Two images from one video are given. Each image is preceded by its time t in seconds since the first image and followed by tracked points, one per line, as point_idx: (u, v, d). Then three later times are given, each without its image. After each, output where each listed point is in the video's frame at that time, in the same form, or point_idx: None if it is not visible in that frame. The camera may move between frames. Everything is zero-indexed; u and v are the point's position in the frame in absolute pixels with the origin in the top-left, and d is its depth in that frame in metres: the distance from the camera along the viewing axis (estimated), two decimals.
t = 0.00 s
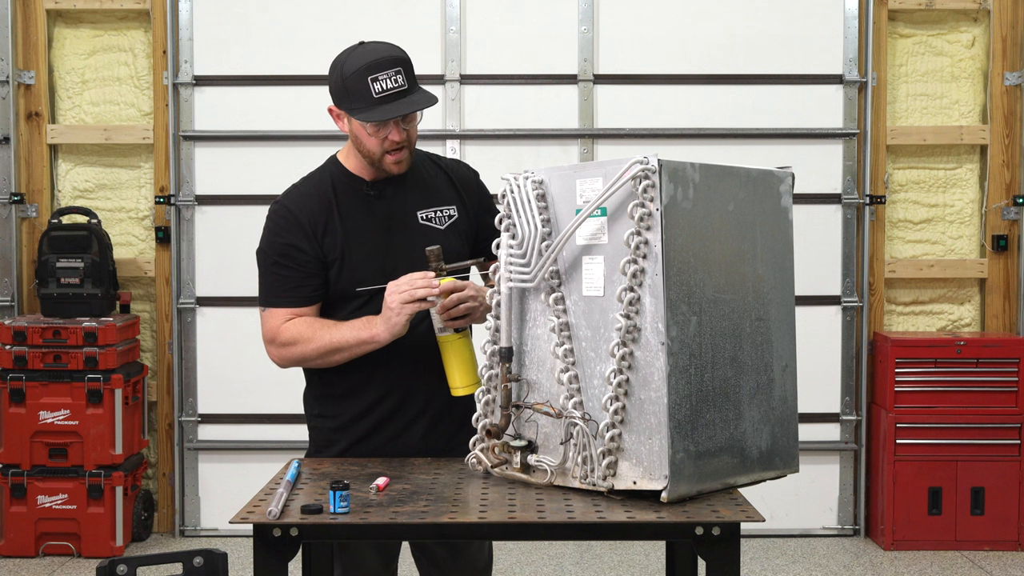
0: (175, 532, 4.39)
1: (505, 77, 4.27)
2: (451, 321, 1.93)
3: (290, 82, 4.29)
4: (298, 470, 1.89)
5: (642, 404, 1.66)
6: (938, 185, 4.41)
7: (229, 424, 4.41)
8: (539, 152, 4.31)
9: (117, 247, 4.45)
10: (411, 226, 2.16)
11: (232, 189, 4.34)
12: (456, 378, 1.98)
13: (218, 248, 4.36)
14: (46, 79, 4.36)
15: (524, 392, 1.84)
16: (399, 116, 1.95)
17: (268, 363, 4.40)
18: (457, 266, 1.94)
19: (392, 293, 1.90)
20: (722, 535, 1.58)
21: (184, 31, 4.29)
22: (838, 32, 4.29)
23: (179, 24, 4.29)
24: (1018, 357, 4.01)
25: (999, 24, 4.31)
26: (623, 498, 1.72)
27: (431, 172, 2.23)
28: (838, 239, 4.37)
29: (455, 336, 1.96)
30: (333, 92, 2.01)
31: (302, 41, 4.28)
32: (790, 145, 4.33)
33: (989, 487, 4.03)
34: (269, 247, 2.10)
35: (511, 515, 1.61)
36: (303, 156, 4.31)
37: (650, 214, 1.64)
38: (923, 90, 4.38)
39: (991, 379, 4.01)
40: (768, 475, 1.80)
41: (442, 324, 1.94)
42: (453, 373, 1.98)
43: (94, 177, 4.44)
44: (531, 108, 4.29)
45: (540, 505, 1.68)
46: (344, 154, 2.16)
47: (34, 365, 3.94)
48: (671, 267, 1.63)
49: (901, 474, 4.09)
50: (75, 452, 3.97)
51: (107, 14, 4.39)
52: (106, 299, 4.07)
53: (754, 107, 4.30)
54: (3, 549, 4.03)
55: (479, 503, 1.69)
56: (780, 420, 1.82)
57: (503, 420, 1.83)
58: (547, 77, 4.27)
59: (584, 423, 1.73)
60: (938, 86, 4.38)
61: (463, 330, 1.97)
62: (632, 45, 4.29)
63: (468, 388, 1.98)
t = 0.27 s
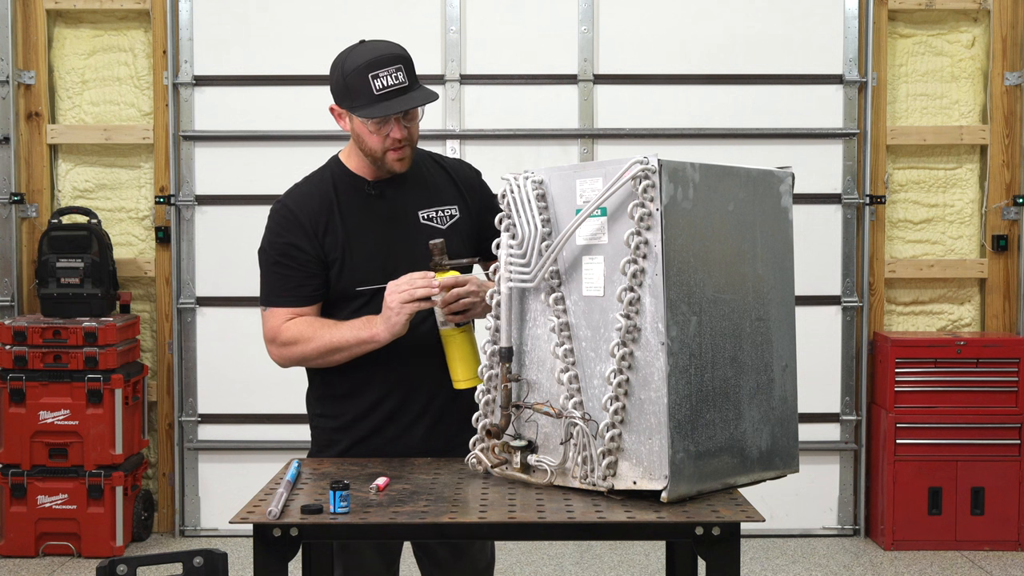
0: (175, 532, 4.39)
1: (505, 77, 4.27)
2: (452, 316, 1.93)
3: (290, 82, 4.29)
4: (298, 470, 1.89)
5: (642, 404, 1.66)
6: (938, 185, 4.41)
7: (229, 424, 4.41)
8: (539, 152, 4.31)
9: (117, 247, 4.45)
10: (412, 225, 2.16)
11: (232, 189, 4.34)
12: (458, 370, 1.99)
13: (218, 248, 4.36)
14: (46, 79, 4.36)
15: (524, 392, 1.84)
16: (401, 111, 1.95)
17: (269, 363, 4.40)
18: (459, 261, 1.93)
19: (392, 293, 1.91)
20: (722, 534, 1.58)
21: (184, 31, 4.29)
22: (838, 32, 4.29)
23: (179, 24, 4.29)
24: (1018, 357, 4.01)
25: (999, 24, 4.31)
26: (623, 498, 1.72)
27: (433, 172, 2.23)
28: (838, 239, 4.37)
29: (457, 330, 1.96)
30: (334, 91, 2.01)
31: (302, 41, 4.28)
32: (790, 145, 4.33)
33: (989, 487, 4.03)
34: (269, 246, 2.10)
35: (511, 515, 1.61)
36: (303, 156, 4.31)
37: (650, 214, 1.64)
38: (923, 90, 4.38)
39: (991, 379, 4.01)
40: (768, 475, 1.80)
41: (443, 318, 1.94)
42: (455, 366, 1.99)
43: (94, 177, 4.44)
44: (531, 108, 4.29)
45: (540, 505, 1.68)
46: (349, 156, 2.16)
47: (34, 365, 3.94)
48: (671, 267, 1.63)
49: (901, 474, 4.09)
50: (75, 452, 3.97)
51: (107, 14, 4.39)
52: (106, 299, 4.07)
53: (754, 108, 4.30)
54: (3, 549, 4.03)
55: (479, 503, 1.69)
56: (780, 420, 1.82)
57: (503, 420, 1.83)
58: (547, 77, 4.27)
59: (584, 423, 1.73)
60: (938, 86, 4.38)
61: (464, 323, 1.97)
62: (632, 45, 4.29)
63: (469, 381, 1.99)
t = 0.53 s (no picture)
0: (175, 532, 4.39)
1: (505, 76, 4.27)
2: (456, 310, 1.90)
3: (290, 82, 4.29)
4: (298, 470, 1.89)
5: (642, 404, 1.66)
6: (938, 185, 4.41)
7: (229, 424, 4.41)
8: (538, 152, 4.31)
9: (117, 247, 4.45)
10: (414, 225, 2.16)
11: (232, 189, 4.34)
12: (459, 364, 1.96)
13: (218, 248, 4.36)
14: (46, 79, 4.36)
15: (524, 392, 1.84)
16: (402, 108, 1.95)
17: (268, 363, 4.40)
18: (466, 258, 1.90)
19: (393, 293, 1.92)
20: (722, 535, 1.58)
21: (183, 31, 4.29)
22: (838, 32, 4.29)
23: (179, 24, 4.29)
24: (1018, 357, 4.01)
25: (999, 24, 4.31)
26: (623, 498, 1.72)
27: (435, 172, 2.23)
28: (838, 239, 4.37)
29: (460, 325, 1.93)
30: (335, 90, 2.01)
31: (302, 41, 4.28)
32: (790, 145, 4.33)
33: (989, 487, 4.03)
34: (271, 246, 2.11)
35: (511, 515, 1.61)
36: (304, 156, 4.31)
37: (650, 214, 1.64)
38: (923, 90, 4.38)
39: (991, 379, 4.01)
40: (768, 475, 1.80)
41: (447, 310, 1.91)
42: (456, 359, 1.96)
43: (94, 177, 4.44)
44: (531, 108, 4.29)
45: (540, 505, 1.68)
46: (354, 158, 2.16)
47: (34, 365, 3.94)
48: (671, 267, 1.63)
49: (901, 474, 4.09)
50: (75, 452, 3.97)
51: (107, 14, 4.39)
52: (106, 299, 4.07)
53: (754, 108, 4.30)
54: (3, 549, 4.03)
55: (479, 503, 1.69)
56: (780, 420, 1.82)
57: (503, 420, 1.83)
58: (547, 77, 4.27)
59: (584, 423, 1.73)
60: (938, 86, 4.38)
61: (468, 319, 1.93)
62: (632, 45, 4.29)
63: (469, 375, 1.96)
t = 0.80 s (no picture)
0: (175, 532, 4.39)
1: (504, 77, 4.27)
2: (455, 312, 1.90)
3: (290, 82, 4.29)
4: (298, 470, 1.89)
5: (642, 405, 1.66)
6: (938, 185, 4.41)
7: (229, 424, 4.41)
8: (538, 152, 4.31)
9: (117, 247, 4.44)
10: (416, 226, 2.16)
11: (232, 189, 4.34)
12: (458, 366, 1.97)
13: (218, 248, 4.36)
14: (46, 79, 4.36)
15: (524, 392, 1.84)
16: (403, 103, 1.94)
17: (268, 363, 4.40)
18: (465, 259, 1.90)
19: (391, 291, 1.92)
20: (722, 534, 1.58)
21: (183, 31, 4.29)
22: (838, 32, 4.29)
23: (179, 24, 4.29)
24: (1018, 357, 4.01)
25: (999, 25, 4.31)
26: (623, 498, 1.72)
27: (437, 172, 2.23)
28: (838, 239, 4.37)
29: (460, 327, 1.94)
30: (339, 84, 2.02)
31: (302, 41, 4.28)
32: (790, 145, 4.33)
33: (989, 487, 4.03)
34: (272, 244, 2.11)
35: (511, 515, 1.61)
36: (304, 156, 4.31)
37: (650, 214, 1.64)
38: (923, 90, 4.38)
39: (991, 379, 4.01)
40: (768, 475, 1.80)
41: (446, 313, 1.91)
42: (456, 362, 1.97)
43: (94, 177, 4.44)
44: (531, 108, 4.28)
45: (540, 505, 1.68)
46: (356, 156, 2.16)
47: (34, 365, 3.94)
48: (671, 267, 1.63)
49: (901, 474, 4.09)
50: (75, 452, 3.97)
51: (107, 14, 4.39)
52: (106, 299, 4.07)
53: (754, 108, 4.30)
54: (3, 549, 4.03)
55: (479, 503, 1.69)
56: (780, 420, 1.82)
57: (503, 420, 1.83)
58: (547, 77, 4.27)
59: (584, 423, 1.73)
60: (938, 86, 4.38)
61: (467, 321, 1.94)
62: (632, 45, 4.29)
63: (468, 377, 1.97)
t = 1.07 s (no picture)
0: (175, 532, 4.39)
1: (504, 77, 4.27)
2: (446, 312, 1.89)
3: (291, 82, 4.29)
4: (298, 470, 1.89)
5: (642, 405, 1.66)
6: (938, 185, 4.41)
7: (229, 424, 4.41)
8: (539, 152, 4.31)
9: (117, 247, 4.44)
10: (418, 225, 2.16)
11: (232, 189, 4.34)
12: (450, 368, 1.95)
13: (218, 248, 4.36)
14: (46, 79, 4.36)
15: (524, 392, 1.84)
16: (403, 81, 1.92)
17: (269, 363, 4.40)
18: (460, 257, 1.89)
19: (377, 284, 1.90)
20: (722, 534, 1.58)
21: (183, 31, 4.29)
22: (838, 33, 4.30)
23: (179, 24, 4.29)
24: (1018, 357, 4.01)
25: (999, 25, 4.31)
26: (623, 498, 1.72)
27: (443, 173, 2.22)
28: (838, 240, 4.37)
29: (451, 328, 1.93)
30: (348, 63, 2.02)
31: (302, 41, 4.28)
32: (790, 145, 4.33)
33: (989, 487, 4.03)
34: (272, 236, 2.10)
35: (511, 515, 1.61)
36: (304, 156, 4.31)
37: (650, 214, 1.64)
38: (923, 90, 4.38)
39: (991, 379, 4.01)
40: (768, 475, 1.80)
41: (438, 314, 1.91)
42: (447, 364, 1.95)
43: (94, 177, 4.44)
44: (531, 108, 4.29)
45: (540, 505, 1.68)
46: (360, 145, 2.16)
47: (34, 365, 3.94)
48: (671, 267, 1.63)
49: (901, 474, 4.09)
50: (75, 452, 3.97)
51: (107, 14, 4.39)
52: (106, 299, 4.07)
53: (754, 107, 4.30)
54: (3, 549, 4.03)
55: (479, 503, 1.69)
56: (780, 420, 1.82)
57: (503, 420, 1.83)
58: (547, 77, 4.27)
59: (584, 423, 1.73)
60: (938, 86, 4.38)
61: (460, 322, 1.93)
62: (632, 45, 4.29)
63: (460, 379, 1.95)
